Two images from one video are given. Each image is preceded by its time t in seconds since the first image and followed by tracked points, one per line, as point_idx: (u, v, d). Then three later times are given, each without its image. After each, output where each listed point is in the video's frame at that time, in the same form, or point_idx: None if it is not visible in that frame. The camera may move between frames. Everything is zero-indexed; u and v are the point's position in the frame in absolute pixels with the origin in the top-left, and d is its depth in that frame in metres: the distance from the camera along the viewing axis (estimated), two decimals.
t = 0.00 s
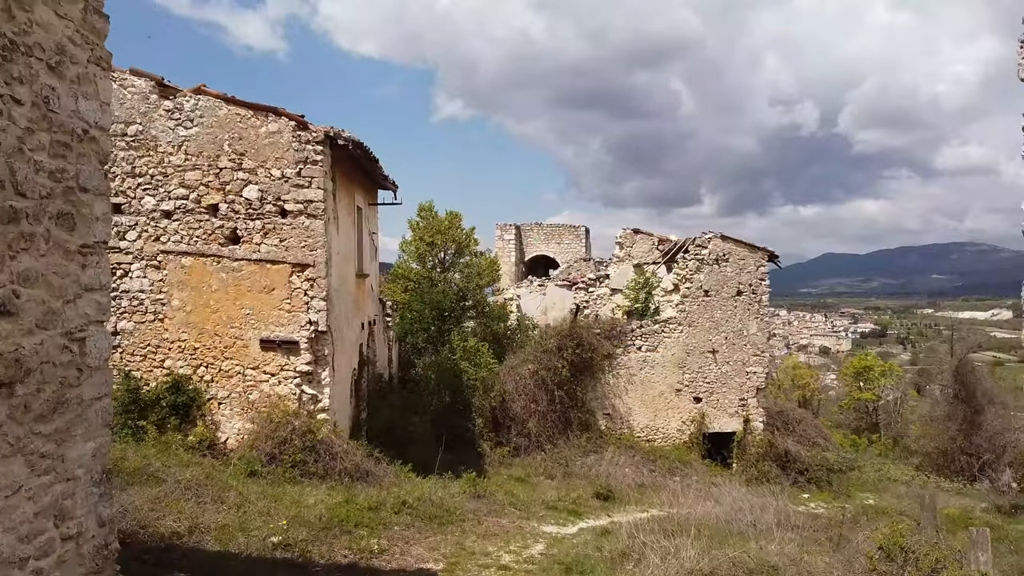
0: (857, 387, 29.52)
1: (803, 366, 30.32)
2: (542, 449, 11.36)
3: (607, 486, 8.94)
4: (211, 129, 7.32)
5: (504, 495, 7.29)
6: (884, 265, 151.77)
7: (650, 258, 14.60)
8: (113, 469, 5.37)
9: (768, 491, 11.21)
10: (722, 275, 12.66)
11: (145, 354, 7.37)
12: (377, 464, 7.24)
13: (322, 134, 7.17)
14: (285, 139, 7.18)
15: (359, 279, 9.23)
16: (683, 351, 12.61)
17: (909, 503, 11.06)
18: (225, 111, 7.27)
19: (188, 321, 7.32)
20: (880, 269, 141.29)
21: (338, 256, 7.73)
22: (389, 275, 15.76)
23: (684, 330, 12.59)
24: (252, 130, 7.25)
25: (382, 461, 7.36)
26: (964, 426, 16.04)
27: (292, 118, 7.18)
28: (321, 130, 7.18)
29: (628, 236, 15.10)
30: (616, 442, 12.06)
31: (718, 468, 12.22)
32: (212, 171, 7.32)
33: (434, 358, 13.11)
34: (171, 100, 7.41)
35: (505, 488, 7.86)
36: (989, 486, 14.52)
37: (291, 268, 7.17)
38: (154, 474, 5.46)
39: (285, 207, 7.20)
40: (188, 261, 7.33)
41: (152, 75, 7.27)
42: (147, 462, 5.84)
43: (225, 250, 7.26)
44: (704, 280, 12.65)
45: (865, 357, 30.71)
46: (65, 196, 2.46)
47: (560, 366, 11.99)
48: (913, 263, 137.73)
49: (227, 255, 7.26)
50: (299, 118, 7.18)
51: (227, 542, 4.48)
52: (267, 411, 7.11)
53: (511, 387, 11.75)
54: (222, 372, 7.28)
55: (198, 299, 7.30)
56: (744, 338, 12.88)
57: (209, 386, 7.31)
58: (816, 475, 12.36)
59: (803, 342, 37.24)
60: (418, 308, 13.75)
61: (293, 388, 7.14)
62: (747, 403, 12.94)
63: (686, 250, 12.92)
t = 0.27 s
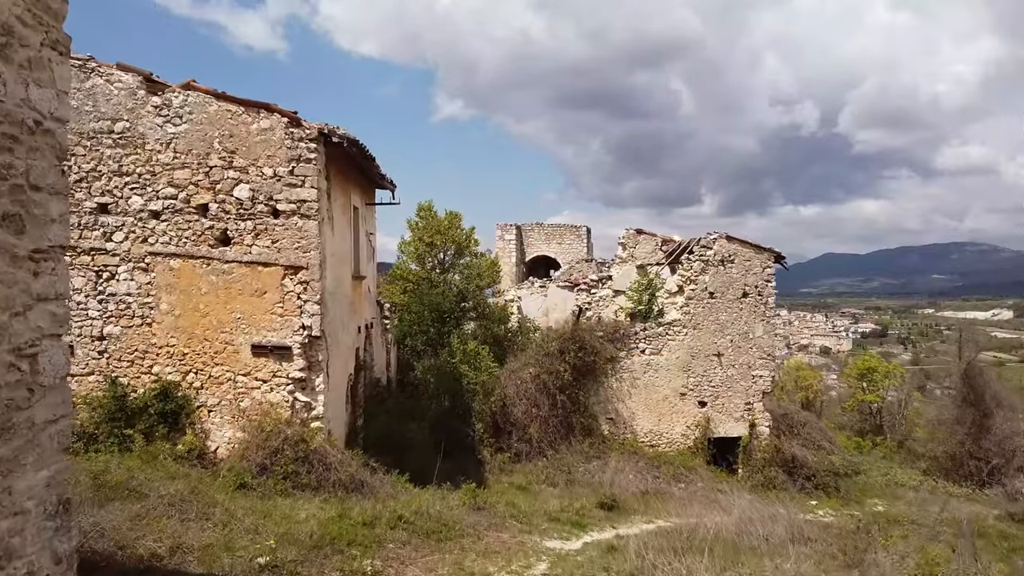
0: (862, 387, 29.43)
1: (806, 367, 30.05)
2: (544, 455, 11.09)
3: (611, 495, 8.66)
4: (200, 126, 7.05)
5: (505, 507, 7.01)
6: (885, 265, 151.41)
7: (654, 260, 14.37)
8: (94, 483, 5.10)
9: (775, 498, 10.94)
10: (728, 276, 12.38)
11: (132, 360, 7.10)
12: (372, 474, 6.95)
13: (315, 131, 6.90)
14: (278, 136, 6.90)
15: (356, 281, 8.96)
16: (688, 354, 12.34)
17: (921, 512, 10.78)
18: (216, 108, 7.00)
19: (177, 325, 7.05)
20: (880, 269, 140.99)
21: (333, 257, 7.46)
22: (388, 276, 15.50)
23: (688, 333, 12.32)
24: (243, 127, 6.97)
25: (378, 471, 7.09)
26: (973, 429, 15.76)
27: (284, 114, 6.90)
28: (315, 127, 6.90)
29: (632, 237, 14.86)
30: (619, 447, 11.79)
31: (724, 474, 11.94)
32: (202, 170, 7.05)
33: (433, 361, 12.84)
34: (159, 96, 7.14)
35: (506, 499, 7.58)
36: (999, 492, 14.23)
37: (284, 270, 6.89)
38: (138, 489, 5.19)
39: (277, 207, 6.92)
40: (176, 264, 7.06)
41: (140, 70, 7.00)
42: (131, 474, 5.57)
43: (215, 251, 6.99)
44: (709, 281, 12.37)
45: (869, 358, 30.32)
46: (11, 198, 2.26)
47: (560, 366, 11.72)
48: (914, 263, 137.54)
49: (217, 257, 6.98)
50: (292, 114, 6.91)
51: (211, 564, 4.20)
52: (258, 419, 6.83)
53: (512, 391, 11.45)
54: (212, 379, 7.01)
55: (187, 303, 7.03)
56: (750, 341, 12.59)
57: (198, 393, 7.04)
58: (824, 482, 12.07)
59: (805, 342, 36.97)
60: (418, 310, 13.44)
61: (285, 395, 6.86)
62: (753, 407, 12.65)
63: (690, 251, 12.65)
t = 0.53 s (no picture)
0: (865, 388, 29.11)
1: (808, 368, 29.82)
2: (545, 461, 10.85)
3: (615, 505, 8.41)
4: (190, 124, 6.80)
5: (506, 519, 6.77)
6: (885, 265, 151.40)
7: (658, 261, 14.08)
8: (75, 498, 4.85)
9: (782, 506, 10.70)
10: (732, 278, 12.14)
11: (119, 367, 6.86)
12: (368, 485, 6.71)
13: (310, 129, 6.65)
14: (270, 135, 6.66)
15: (352, 285, 8.72)
16: (692, 358, 12.09)
17: (931, 520, 10.52)
18: (206, 105, 6.76)
19: (166, 331, 6.81)
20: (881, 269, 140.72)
21: (328, 260, 7.22)
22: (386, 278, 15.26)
23: (692, 336, 12.07)
24: (234, 125, 6.73)
25: (375, 482, 6.84)
26: (981, 434, 15.52)
27: (277, 112, 6.65)
28: (309, 125, 6.65)
29: (634, 238, 14.60)
30: (622, 453, 11.54)
31: (729, 481, 11.71)
32: (192, 170, 6.80)
33: (432, 365, 12.59)
34: (148, 94, 6.89)
35: (507, 510, 7.34)
36: (1008, 498, 13.99)
37: (277, 274, 6.64)
38: (121, 505, 4.94)
39: (270, 209, 6.67)
40: (165, 267, 6.82)
41: (127, 66, 6.76)
42: (115, 488, 5.33)
43: (205, 254, 6.74)
44: (714, 284, 12.12)
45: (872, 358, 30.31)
46: None
47: (561, 370, 11.47)
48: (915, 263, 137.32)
49: (207, 260, 6.74)
50: (285, 112, 6.66)
51: None
52: (250, 429, 6.59)
53: (513, 396, 11.19)
54: (202, 387, 6.76)
55: (177, 308, 6.78)
56: (755, 344, 12.34)
57: (188, 401, 6.80)
58: (831, 488, 11.82)
59: (807, 343, 36.73)
60: (417, 312, 13.25)
61: (278, 403, 6.61)
62: (758, 412, 12.39)
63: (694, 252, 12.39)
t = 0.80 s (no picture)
0: (867, 391, 28.52)
1: (811, 370, 29.58)
2: (547, 469, 10.62)
3: (619, 516, 8.16)
4: (179, 123, 6.56)
5: (507, 534, 6.52)
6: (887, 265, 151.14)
7: (661, 263, 13.88)
8: (54, 517, 4.61)
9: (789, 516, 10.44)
10: (738, 281, 11.89)
11: (106, 375, 6.62)
12: (363, 498, 6.46)
13: (303, 129, 6.39)
14: (262, 135, 6.41)
15: (348, 288, 8.49)
16: (697, 362, 11.84)
17: (943, 531, 10.26)
18: (196, 104, 6.52)
19: (154, 338, 6.56)
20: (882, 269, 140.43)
21: (322, 263, 6.98)
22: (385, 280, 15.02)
23: (697, 340, 11.82)
24: (224, 125, 6.48)
25: (370, 495, 6.59)
26: (989, 439, 15.27)
27: (269, 111, 6.40)
28: (303, 125, 6.40)
29: (637, 240, 14.33)
30: (625, 460, 11.30)
31: (734, 488, 11.46)
32: (181, 171, 6.56)
33: (431, 369, 12.35)
34: (136, 92, 6.65)
35: (508, 524, 7.09)
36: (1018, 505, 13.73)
37: (268, 279, 6.39)
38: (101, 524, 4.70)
39: (261, 212, 6.42)
40: (153, 272, 6.58)
41: (114, 63, 6.52)
42: (98, 505, 5.09)
43: (195, 259, 6.50)
44: (718, 287, 11.88)
45: (875, 360, 29.58)
46: None
47: (563, 375, 11.20)
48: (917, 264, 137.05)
49: (197, 264, 6.49)
50: (277, 111, 6.41)
51: None
52: (241, 440, 6.35)
53: (513, 402, 10.94)
54: (192, 396, 6.51)
55: (166, 314, 6.54)
56: (761, 349, 12.09)
57: (177, 411, 6.55)
58: (839, 496, 11.57)
59: (810, 344, 36.50)
60: (417, 315, 13.08)
61: (270, 414, 6.36)
62: (763, 417, 12.14)
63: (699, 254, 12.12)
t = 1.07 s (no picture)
0: (872, 393, 28.43)
1: (814, 373, 29.35)
2: (548, 478, 10.39)
3: (623, 529, 7.91)
4: (167, 124, 6.31)
5: (507, 550, 6.28)
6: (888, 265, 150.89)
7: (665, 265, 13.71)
8: (30, 540, 4.37)
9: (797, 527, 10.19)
10: (743, 285, 11.64)
11: (92, 386, 6.38)
12: (358, 514, 6.22)
13: (295, 129, 6.15)
14: (253, 136, 6.16)
15: (344, 293, 8.24)
16: (701, 368, 11.60)
17: (954, 541, 10.01)
18: (185, 104, 6.27)
19: (141, 347, 6.32)
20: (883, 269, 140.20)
21: (316, 268, 6.74)
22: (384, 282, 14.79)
23: (701, 345, 11.58)
24: (214, 125, 6.24)
25: (366, 511, 6.35)
26: (998, 444, 15.03)
27: (261, 111, 6.15)
28: (295, 125, 6.15)
29: (640, 242, 14.09)
30: (628, 468, 11.06)
31: (740, 497, 11.22)
32: (169, 173, 6.31)
33: (430, 375, 12.10)
34: (123, 91, 6.41)
35: (509, 539, 6.85)
36: None
37: (260, 286, 6.14)
38: (81, 547, 4.46)
39: (253, 216, 6.17)
40: (141, 278, 6.33)
41: (100, 62, 6.27)
42: (77, 526, 4.85)
43: (183, 264, 6.25)
44: (723, 290, 11.64)
45: (879, 361, 29.33)
46: None
47: (565, 382, 10.94)
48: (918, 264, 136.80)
49: (185, 271, 6.25)
50: (269, 111, 6.16)
51: None
52: (231, 453, 6.11)
53: (514, 408, 10.69)
54: (180, 407, 6.27)
55: (153, 322, 6.29)
56: (766, 353, 11.84)
57: (165, 423, 6.31)
58: (847, 504, 11.32)
59: (812, 345, 36.27)
60: (417, 319, 12.90)
61: (261, 425, 6.12)
62: (769, 424, 11.88)
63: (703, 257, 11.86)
